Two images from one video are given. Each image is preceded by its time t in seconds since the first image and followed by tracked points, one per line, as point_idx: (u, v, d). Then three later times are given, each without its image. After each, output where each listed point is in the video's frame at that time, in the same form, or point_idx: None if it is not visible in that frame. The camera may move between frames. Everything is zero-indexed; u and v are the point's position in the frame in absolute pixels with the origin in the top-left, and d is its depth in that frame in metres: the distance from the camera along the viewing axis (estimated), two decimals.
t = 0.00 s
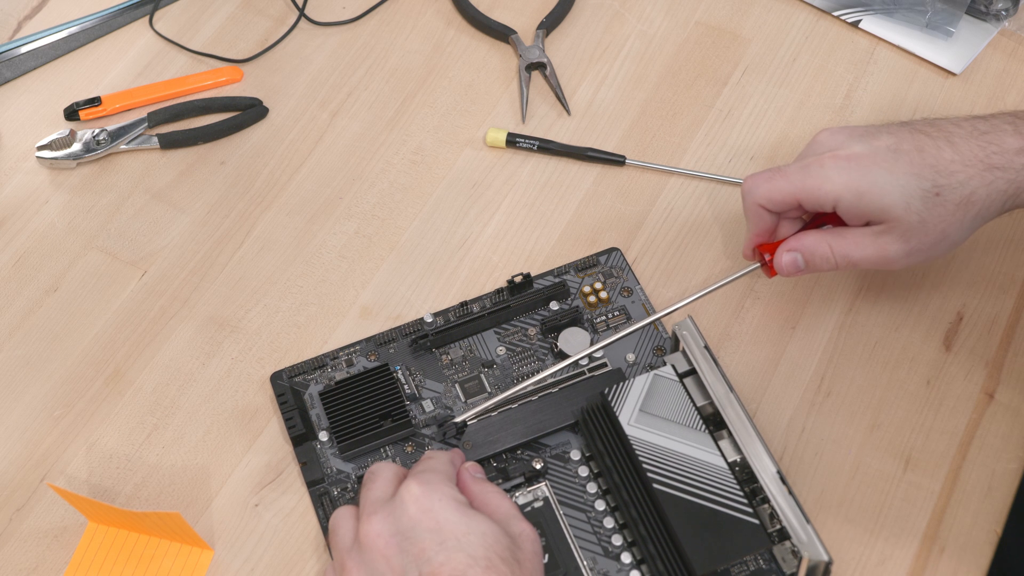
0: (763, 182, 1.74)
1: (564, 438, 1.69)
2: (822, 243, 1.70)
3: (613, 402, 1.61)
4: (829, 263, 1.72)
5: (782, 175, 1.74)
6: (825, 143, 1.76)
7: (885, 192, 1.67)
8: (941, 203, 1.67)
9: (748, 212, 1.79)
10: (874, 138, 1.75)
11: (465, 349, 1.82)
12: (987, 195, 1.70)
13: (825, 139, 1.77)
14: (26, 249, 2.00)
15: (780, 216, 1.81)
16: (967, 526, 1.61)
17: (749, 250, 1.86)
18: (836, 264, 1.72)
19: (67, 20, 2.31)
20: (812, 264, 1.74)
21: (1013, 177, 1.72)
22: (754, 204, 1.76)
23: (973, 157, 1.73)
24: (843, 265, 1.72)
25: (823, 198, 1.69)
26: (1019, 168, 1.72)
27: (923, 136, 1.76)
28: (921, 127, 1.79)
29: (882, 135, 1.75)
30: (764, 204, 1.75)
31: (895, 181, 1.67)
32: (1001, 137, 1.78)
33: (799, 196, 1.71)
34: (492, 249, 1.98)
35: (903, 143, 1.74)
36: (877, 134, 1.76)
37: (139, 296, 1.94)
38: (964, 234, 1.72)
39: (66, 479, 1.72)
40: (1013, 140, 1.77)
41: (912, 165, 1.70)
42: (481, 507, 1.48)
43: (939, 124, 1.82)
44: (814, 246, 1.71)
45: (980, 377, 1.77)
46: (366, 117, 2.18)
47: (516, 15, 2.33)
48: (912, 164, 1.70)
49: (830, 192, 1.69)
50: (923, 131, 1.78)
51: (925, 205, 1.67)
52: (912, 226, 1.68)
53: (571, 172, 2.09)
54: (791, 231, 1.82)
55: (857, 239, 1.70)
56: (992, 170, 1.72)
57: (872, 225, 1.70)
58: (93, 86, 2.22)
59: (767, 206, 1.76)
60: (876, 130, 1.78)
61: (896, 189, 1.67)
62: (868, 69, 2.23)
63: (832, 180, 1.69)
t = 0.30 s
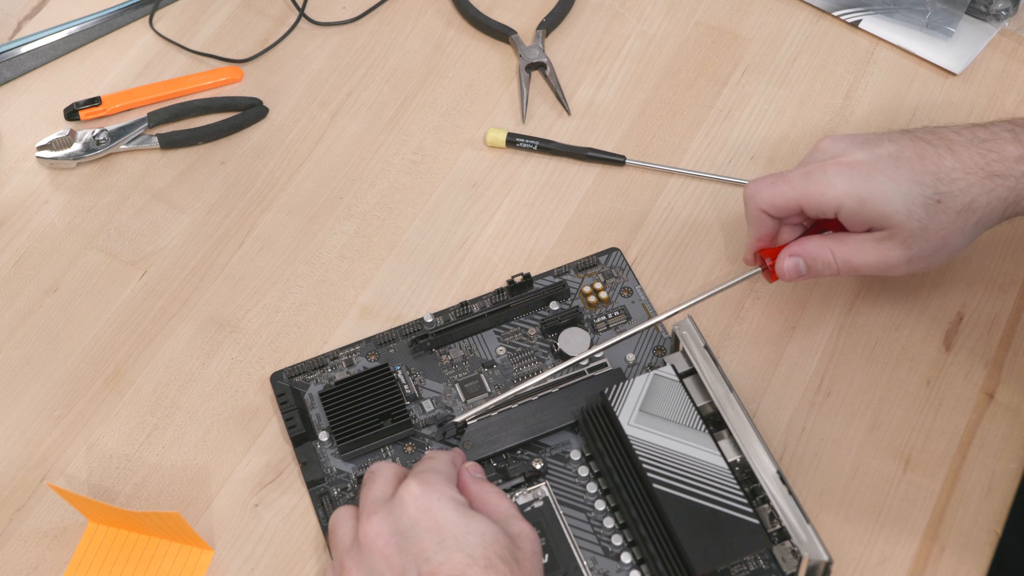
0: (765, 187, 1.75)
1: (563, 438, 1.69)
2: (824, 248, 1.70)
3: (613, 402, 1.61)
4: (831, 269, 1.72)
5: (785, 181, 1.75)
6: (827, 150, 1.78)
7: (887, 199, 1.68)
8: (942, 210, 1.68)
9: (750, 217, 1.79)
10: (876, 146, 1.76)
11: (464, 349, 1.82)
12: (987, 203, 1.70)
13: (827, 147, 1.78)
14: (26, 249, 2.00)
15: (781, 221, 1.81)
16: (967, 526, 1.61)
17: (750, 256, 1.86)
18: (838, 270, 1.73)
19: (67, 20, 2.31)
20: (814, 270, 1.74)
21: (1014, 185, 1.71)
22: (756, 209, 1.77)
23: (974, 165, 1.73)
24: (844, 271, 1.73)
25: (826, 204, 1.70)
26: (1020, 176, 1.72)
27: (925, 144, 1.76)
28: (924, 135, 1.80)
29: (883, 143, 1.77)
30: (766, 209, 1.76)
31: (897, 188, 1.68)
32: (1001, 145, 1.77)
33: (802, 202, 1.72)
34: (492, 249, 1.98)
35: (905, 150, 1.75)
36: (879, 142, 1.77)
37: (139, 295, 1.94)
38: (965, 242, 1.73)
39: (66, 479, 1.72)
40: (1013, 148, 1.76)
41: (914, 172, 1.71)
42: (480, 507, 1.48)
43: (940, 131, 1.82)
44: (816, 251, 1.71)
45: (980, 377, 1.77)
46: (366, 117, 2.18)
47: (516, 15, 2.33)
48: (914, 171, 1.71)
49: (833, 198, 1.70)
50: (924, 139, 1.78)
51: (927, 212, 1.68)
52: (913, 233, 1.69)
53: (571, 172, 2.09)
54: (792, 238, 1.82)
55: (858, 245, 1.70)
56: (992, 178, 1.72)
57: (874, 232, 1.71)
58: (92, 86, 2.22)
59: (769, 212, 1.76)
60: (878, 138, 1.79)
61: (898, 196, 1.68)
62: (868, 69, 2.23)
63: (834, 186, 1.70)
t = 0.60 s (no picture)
0: (766, 189, 1.75)
1: (564, 438, 1.69)
2: (824, 249, 1.70)
3: (613, 402, 1.61)
4: (831, 270, 1.72)
5: (785, 183, 1.75)
6: (827, 153, 1.78)
7: (887, 202, 1.68)
8: (942, 213, 1.68)
9: (750, 219, 1.80)
10: (876, 148, 1.77)
11: (464, 349, 1.82)
12: (986, 205, 1.70)
13: (827, 150, 1.79)
14: (26, 249, 2.00)
15: (782, 223, 1.81)
16: (967, 526, 1.61)
17: (750, 258, 1.87)
18: (838, 271, 1.73)
19: (67, 20, 2.31)
20: (814, 271, 1.74)
21: (1013, 188, 1.72)
22: (756, 210, 1.77)
23: (973, 167, 1.73)
24: (844, 272, 1.73)
25: (826, 206, 1.70)
26: (1018, 179, 1.72)
27: (924, 147, 1.77)
28: (923, 138, 1.80)
29: (883, 146, 1.77)
30: (767, 211, 1.76)
31: (897, 191, 1.69)
32: (1000, 148, 1.77)
33: (802, 204, 1.72)
34: (492, 249, 1.98)
35: (904, 153, 1.75)
36: (879, 145, 1.78)
37: (140, 296, 1.94)
38: (964, 244, 1.73)
39: (66, 479, 1.72)
40: (1012, 151, 1.76)
41: (914, 174, 1.71)
42: (480, 507, 1.48)
43: (939, 135, 1.82)
44: (817, 252, 1.71)
45: (980, 377, 1.77)
46: (366, 117, 2.18)
47: (517, 15, 2.33)
48: (914, 174, 1.71)
49: (833, 200, 1.70)
50: (924, 142, 1.79)
51: (926, 215, 1.68)
52: (913, 235, 1.69)
53: (571, 172, 2.09)
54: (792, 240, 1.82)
55: (858, 246, 1.71)
56: (991, 181, 1.72)
57: (874, 233, 1.72)
58: (92, 86, 2.22)
59: (770, 213, 1.76)
60: (878, 141, 1.79)
61: (898, 199, 1.68)
62: (868, 69, 2.23)
63: (835, 189, 1.70)
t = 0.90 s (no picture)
0: (766, 192, 1.75)
1: (564, 438, 1.69)
2: (824, 252, 1.71)
3: (613, 402, 1.61)
4: (831, 273, 1.73)
5: (785, 186, 1.75)
6: (827, 157, 1.79)
7: (887, 205, 1.68)
8: (941, 216, 1.69)
9: (750, 221, 1.80)
10: (876, 152, 1.77)
11: (464, 349, 1.82)
12: (985, 209, 1.71)
13: (827, 153, 1.79)
14: (26, 249, 2.00)
15: (781, 226, 1.82)
16: (967, 526, 1.61)
17: (750, 260, 1.87)
18: (838, 274, 1.74)
19: (67, 20, 2.31)
20: (814, 274, 1.75)
21: (1011, 192, 1.72)
22: (757, 213, 1.77)
23: (972, 171, 1.73)
24: (844, 275, 1.74)
25: (826, 209, 1.71)
26: (1017, 183, 1.72)
27: (923, 151, 1.77)
28: (922, 142, 1.81)
29: (883, 150, 1.77)
30: (767, 214, 1.76)
31: (897, 195, 1.69)
32: (998, 152, 1.77)
33: (802, 207, 1.72)
34: (492, 249, 1.98)
35: (904, 156, 1.75)
36: (878, 149, 1.78)
37: (140, 295, 1.94)
38: (963, 248, 1.74)
39: (66, 479, 1.72)
40: (1010, 154, 1.76)
41: (913, 178, 1.71)
42: (480, 507, 1.48)
43: (938, 138, 1.83)
44: (817, 255, 1.72)
45: (980, 377, 1.77)
46: (366, 117, 2.18)
47: (517, 15, 2.33)
48: (913, 177, 1.71)
49: (833, 204, 1.70)
50: (923, 146, 1.79)
51: (926, 218, 1.69)
52: (913, 238, 1.69)
53: (571, 172, 2.09)
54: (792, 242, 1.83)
55: (858, 250, 1.72)
56: (990, 184, 1.72)
57: (874, 236, 1.72)
58: (92, 86, 2.22)
59: (770, 216, 1.77)
60: (877, 145, 1.80)
61: (898, 203, 1.68)
62: (868, 69, 2.23)
63: (835, 192, 1.70)
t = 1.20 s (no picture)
0: (766, 194, 1.75)
1: (564, 438, 1.69)
2: (824, 254, 1.73)
3: (613, 402, 1.61)
4: (831, 274, 1.74)
5: (786, 188, 1.75)
6: (827, 160, 1.79)
7: (886, 207, 1.69)
8: (940, 219, 1.69)
9: (750, 223, 1.80)
10: (875, 155, 1.77)
11: (464, 349, 1.82)
12: (983, 212, 1.71)
13: (827, 156, 1.79)
14: (26, 249, 2.00)
15: (781, 228, 1.82)
16: (967, 526, 1.61)
17: (749, 262, 1.87)
18: (837, 276, 1.75)
19: (67, 20, 2.31)
20: (814, 276, 1.76)
21: (1010, 195, 1.72)
22: (757, 214, 1.77)
23: (971, 174, 1.74)
24: (844, 277, 1.75)
25: (826, 212, 1.71)
26: (1015, 185, 1.72)
27: (922, 154, 1.77)
28: (921, 145, 1.81)
29: (882, 153, 1.77)
30: (767, 216, 1.76)
31: (896, 197, 1.69)
32: (996, 154, 1.77)
33: (802, 210, 1.72)
34: (492, 249, 1.98)
35: (903, 159, 1.76)
36: (877, 152, 1.78)
37: (140, 295, 1.94)
38: (962, 250, 1.74)
39: (66, 479, 1.72)
40: (1008, 157, 1.76)
41: (912, 181, 1.71)
42: (479, 507, 1.48)
43: (937, 142, 1.83)
44: (817, 257, 1.73)
45: (980, 377, 1.77)
46: (366, 117, 2.18)
47: (516, 15, 2.33)
48: (912, 180, 1.71)
49: (833, 206, 1.70)
50: (921, 149, 1.79)
51: (925, 221, 1.69)
52: (912, 240, 1.70)
53: (571, 172, 2.09)
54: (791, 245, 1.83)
55: (857, 252, 1.73)
56: (989, 187, 1.72)
57: (874, 238, 1.73)
58: (92, 86, 2.22)
59: (770, 218, 1.77)
60: (876, 148, 1.80)
61: (897, 205, 1.69)
62: (868, 69, 2.23)
63: (835, 195, 1.70)
